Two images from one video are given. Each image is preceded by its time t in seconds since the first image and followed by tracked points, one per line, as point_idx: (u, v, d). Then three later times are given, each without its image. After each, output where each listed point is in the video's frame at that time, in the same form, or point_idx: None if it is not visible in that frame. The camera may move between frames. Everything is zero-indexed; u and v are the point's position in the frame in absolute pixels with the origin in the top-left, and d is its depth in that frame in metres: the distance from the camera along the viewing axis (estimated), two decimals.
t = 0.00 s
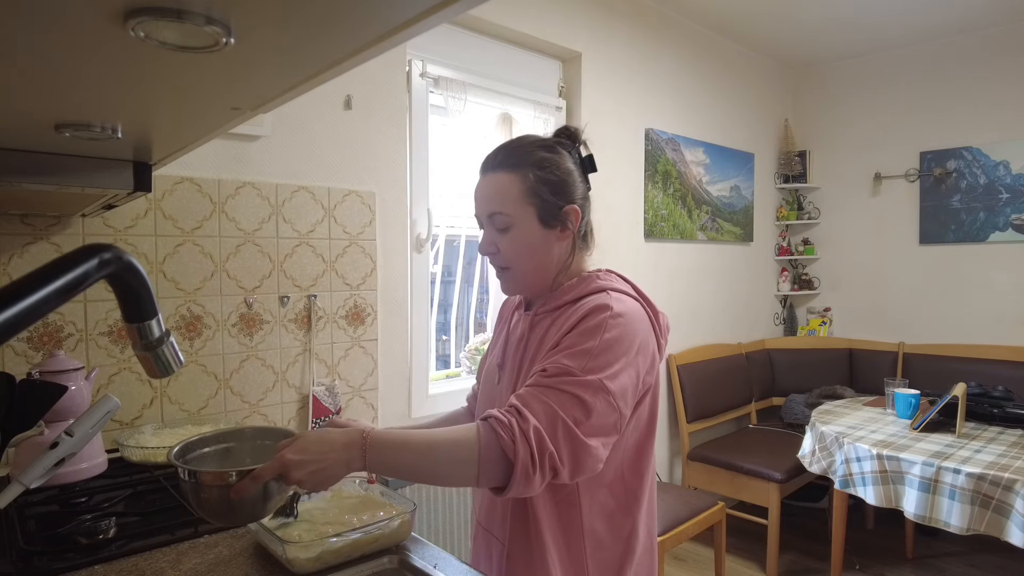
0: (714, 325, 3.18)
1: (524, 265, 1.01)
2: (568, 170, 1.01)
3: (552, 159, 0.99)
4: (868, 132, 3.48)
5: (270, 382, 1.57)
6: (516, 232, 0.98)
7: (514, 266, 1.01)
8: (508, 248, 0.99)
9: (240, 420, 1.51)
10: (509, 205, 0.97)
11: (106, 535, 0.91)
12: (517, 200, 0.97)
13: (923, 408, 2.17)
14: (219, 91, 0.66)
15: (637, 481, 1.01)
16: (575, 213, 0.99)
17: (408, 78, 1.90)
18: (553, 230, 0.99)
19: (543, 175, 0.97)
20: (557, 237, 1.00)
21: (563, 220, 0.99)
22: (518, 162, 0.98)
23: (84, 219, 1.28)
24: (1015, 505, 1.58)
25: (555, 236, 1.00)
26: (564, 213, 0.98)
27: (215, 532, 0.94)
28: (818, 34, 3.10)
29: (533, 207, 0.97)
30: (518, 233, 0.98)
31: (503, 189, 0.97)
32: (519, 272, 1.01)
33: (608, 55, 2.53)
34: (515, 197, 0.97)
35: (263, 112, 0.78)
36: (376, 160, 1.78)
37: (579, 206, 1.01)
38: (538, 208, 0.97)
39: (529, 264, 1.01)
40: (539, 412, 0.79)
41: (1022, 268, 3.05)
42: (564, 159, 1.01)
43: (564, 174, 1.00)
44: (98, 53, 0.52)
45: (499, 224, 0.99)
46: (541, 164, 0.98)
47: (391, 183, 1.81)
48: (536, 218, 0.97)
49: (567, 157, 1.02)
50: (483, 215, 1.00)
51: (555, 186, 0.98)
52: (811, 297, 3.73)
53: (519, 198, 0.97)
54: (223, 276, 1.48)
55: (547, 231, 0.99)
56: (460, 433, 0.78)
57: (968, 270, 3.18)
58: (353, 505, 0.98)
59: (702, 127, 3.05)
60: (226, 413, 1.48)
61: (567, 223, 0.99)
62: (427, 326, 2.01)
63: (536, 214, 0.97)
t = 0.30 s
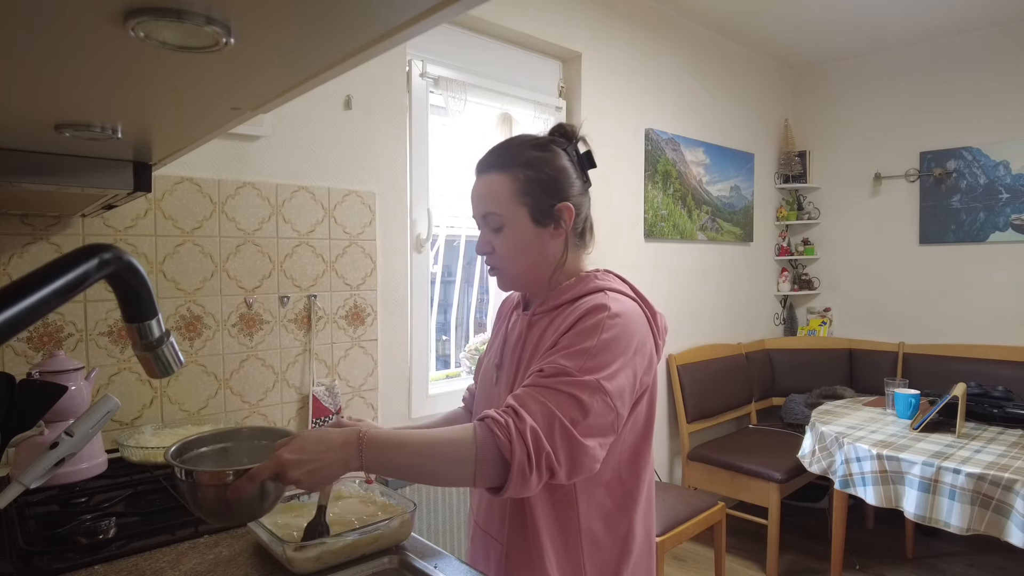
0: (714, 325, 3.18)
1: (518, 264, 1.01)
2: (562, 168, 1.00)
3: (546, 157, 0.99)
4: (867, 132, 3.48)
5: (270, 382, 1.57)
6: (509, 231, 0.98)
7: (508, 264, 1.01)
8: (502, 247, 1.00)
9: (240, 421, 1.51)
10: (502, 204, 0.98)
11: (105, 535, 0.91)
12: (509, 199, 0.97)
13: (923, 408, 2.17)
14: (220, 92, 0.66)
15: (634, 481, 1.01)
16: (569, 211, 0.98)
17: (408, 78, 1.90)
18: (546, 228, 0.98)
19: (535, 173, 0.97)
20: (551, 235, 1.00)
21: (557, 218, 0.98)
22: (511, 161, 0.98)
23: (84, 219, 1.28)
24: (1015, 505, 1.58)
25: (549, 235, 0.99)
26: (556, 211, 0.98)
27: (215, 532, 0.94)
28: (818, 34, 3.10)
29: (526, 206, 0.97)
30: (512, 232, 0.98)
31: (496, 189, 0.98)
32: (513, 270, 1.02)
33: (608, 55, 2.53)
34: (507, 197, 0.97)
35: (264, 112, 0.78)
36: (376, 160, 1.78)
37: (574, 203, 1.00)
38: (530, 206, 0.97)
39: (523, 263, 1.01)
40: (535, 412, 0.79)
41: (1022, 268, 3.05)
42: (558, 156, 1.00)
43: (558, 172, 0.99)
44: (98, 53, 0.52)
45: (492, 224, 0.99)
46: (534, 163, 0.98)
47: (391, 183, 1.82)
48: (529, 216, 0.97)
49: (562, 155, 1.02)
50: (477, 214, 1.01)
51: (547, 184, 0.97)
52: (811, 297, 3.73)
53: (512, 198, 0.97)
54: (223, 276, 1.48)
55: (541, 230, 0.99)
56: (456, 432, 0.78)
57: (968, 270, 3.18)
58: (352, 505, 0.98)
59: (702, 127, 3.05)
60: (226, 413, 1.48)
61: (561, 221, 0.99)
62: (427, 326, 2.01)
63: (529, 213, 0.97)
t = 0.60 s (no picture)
0: (714, 325, 3.18)
1: (518, 257, 1.01)
2: (565, 165, 1.00)
3: (549, 153, 0.99)
4: (868, 132, 3.48)
5: (270, 382, 1.57)
6: (510, 223, 0.99)
7: (509, 257, 1.02)
8: (503, 240, 1.00)
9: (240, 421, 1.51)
10: (504, 197, 0.98)
11: (106, 534, 0.91)
12: (511, 192, 0.98)
13: (923, 408, 2.17)
14: (220, 92, 0.66)
15: (631, 483, 1.01)
16: (570, 206, 0.98)
17: (408, 78, 1.90)
18: (547, 223, 0.98)
19: (538, 168, 0.97)
20: (552, 229, 1.00)
21: (558, 213, 0.98)
22: (514, 155, 0.99)
23: (84, 219, 1.28)
24: (1015, 505, 1.58)
25: (550, 229, 1.00)
26: (557, 205, 0.98)
27: (215, 532, 0.94)
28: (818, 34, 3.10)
29: (527, 199, 0.97)
30: (512, 224, 0.98)
31: (498, 181, 0.98)
32: (513, 263, 1.02)
33: (608, 55, 2.53)
34: (509, 189, 0.98)
35: (264, 112, 0.78)
36: (376, 160, 1.78)
37: (576, 200, 1.00)
38: (532, 200, 0.97)
39: (523, 256, 1.01)
40: (531, 409, 0.79)
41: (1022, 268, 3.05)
42: (562, 154, 1.01)
43: (561, 168, 0.99)
44: (99, 53, 0.52)
45: (494, 216, 1.00)
46: (537, 158, 0.98)
47: (391, 182, 1.82)
48: (530, 210, 0.98)
49: (566, 153, 1.02)
50: (480, 207, 1.02)
51: (549, 179, 0.97)
52: (811, 297, 3.73)
53: (514, 190, 0.98)
54: (223, 276, 1.48)
55: (542, 224, 0.99)
56: (452, 428, 0.78)
57: (968, 270, 3.18)
58: (352, 505, 0.98)
59: (702, 127, 3.05)
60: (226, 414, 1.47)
61: (561, 216, 0.99)
62: (427, 326, 2.01)
63: (530, 206, 0.97)
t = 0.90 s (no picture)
0: (714, 325, 3.18)
1: (524, 256, 1.01)
2: (571, 165, 1.00)
3: (554, 152, 1.00)
4: (868, 132, 3.48)
5: (270, 382, 1.57)
6: (516, 222, 0.98)
7: (513, 256, 1.01)
8: (508, 238, 1.00)
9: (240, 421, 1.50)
10: (510, 195, 0.98)
11: (106, 535, 0.91)
12: (518, 191, 0.97)
13: (923, 408, 2.17)
14: (220, 92, 0.66)
15: (631, 483, 1.01)
16: (576, 206, 0.98)
17: (408, 78, 1.90)
18: (553, 222, 0.99)
19: (545, 167, 0.98)
20: (557, 229, 1.00)
21: (564, 213, 0.99)
22: (521, 154, 0.99)
23: (84, 219, 1.28)
24: (1015, 505, 1.58)
25: (556, 229, 1.00)
26: (564, 204, 0.98)
27: (215, 532, 0.94)
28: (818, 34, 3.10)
29: (534, 198, 0.97)
30: (519, 223, 0.98)
31: (504, 180, 0.98)
32: (519, 263, 1.02)
33: (608, 55, 2.53)
34: (515, 188, 0.98)
35: (264, 112, 0.78)
36: (376, 160, 1.78)
37: (582, 200, 1.00)
38: (539, 199, 0.97)
39: (529, 255, 1.00)
40: (531, 407, 0.79)
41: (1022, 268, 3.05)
42: (567, 154, 1.01)
43: (566, 168, 0.99)
44: (98, 53, 0.52)
45: (499, 214, 1.00)
46: (543, 157, 0.98)
47: (391, 183, 1.82)
48: (537, 209, 0.98)
49: (570, 154, 1.03)
50: (485, 205, 1.01)
51: (556, 178, 0.98)
52: (811, 297, 3.73)
53: (520, 189, 0.97)
54: (223, 276, 1.48)
55: (547, 223, 0.99)
56: (453, 426, 0.78)
57: (968, 270, 3.18)
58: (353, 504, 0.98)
59: (702, 127, 3.05)
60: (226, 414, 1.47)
61: (567, 215, 0.99)
62: (427, 326, 2.01)
63: (536, 205, 0.98)
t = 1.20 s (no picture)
0: (714, 325, 3.18)
1: (526, 258, 1.01)
2: (572, 166, 1.00)
3: (555, 153, 0.99)
4: (868, 132, 3.48)
5: (270, 382, 1.57)
6: (518, 224, 0.99)
7: (516, 258, 1.02)
8: (510, 240, 1.00)
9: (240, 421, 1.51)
10: (512, 197, 0.98)
11: (106, 535, 0.91)
12: (519, 192, 0.98)
13: (923, 408, 2.17)
14: (220, 92, 0.66)
15: (634, 483, 1.01)
16: (577, 206, 0.98)
17: (408, 78, 1.90)
18: (555, 223, 0.98)
19: (546, 168, 0.98)
20: (559, 230, 1.00)
21: (565, 214, 0.98)
22: (522, 156, 0.99)
23: (84, 219, 1.28)
24: (1015, 505, 1.58)
25: (558, 230, 1.00)
26: (565, 205, 0.98)
27: (215, 532, 0.94)
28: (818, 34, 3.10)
29: (535, 200, 0.97)
30: (521, 224, 0.98)
31: (505, 182, 0.98)
32: (521, 264, 1.02)
33: (608, 55, 2.53)
34: (516, 190, 0.98)
35: (264, 112, 0.78)
36: (376, 160, 1.78)
37: (584, 200, 1.00)
38: (540, 201, 0.97)
39: (531, 257, 1.00)
40: (534, 407, 0.79)
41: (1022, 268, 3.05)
42: (567, 154, 1.01)
43: (567, 169, 0.99)
44: (98, 53, 0.52)
45: (501, 217, 1.00)
46: (543, 158, 0.98)
47: (391, 183, 1.82)
48: (539, 210, 0.98)
49: (572, 154, 1.02)
50: (487, 208, 1.02)
51: (558, 180, 0.98)
52: (811, 297, 3.73)
53: (520, 191, 0.98)
54: (223, 276, 1.48)
55: (549, 224, 0.99)
56: (456, 426, 0.78)
57: (968, 270, 3.18)
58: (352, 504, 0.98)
59: (702, 127, 3.05)
60: (226, 414, 1.48)
61: (569, 216, 0.99)
62: (427, 326, 2.01)
63: (537, 206, 0.97)
